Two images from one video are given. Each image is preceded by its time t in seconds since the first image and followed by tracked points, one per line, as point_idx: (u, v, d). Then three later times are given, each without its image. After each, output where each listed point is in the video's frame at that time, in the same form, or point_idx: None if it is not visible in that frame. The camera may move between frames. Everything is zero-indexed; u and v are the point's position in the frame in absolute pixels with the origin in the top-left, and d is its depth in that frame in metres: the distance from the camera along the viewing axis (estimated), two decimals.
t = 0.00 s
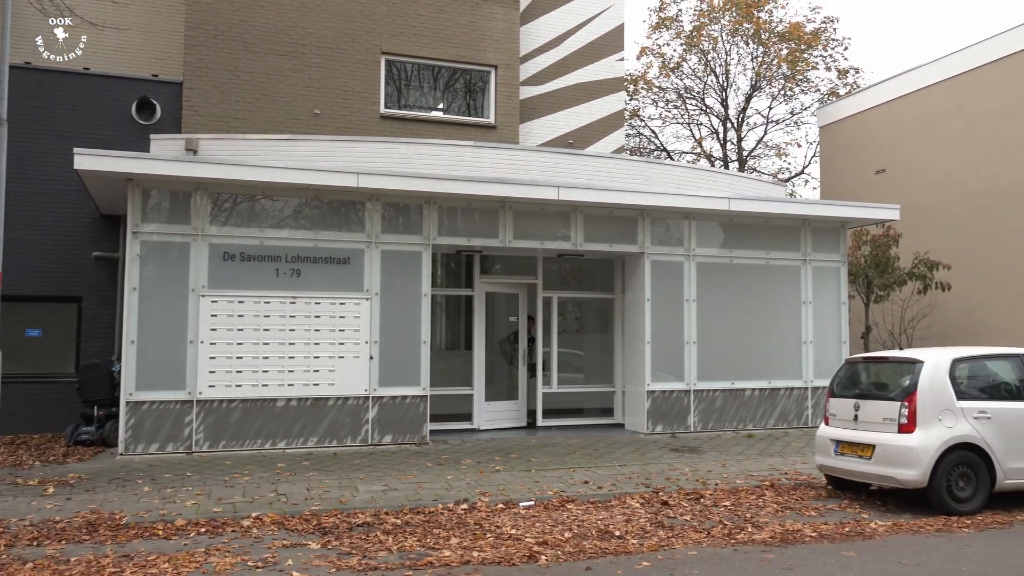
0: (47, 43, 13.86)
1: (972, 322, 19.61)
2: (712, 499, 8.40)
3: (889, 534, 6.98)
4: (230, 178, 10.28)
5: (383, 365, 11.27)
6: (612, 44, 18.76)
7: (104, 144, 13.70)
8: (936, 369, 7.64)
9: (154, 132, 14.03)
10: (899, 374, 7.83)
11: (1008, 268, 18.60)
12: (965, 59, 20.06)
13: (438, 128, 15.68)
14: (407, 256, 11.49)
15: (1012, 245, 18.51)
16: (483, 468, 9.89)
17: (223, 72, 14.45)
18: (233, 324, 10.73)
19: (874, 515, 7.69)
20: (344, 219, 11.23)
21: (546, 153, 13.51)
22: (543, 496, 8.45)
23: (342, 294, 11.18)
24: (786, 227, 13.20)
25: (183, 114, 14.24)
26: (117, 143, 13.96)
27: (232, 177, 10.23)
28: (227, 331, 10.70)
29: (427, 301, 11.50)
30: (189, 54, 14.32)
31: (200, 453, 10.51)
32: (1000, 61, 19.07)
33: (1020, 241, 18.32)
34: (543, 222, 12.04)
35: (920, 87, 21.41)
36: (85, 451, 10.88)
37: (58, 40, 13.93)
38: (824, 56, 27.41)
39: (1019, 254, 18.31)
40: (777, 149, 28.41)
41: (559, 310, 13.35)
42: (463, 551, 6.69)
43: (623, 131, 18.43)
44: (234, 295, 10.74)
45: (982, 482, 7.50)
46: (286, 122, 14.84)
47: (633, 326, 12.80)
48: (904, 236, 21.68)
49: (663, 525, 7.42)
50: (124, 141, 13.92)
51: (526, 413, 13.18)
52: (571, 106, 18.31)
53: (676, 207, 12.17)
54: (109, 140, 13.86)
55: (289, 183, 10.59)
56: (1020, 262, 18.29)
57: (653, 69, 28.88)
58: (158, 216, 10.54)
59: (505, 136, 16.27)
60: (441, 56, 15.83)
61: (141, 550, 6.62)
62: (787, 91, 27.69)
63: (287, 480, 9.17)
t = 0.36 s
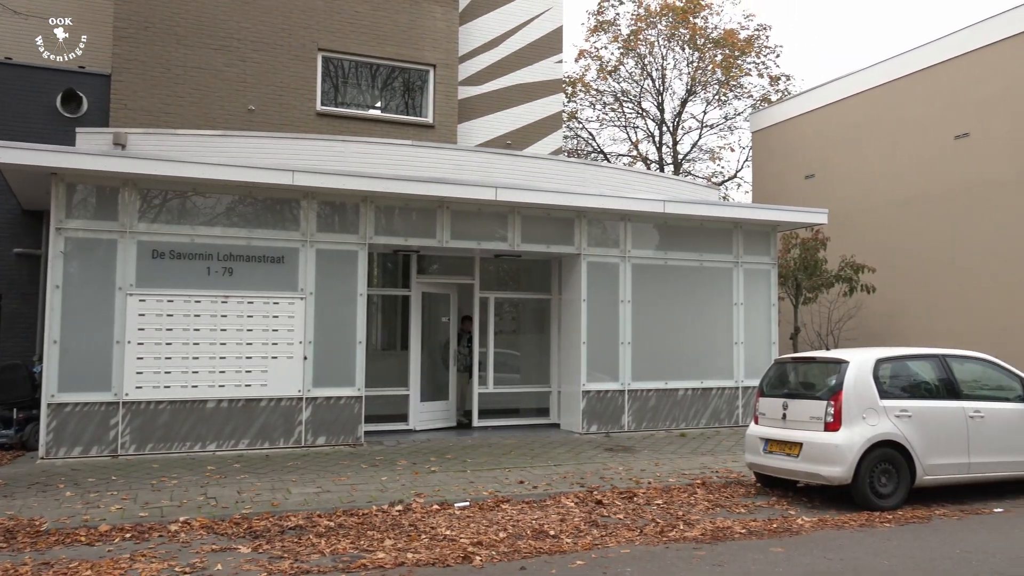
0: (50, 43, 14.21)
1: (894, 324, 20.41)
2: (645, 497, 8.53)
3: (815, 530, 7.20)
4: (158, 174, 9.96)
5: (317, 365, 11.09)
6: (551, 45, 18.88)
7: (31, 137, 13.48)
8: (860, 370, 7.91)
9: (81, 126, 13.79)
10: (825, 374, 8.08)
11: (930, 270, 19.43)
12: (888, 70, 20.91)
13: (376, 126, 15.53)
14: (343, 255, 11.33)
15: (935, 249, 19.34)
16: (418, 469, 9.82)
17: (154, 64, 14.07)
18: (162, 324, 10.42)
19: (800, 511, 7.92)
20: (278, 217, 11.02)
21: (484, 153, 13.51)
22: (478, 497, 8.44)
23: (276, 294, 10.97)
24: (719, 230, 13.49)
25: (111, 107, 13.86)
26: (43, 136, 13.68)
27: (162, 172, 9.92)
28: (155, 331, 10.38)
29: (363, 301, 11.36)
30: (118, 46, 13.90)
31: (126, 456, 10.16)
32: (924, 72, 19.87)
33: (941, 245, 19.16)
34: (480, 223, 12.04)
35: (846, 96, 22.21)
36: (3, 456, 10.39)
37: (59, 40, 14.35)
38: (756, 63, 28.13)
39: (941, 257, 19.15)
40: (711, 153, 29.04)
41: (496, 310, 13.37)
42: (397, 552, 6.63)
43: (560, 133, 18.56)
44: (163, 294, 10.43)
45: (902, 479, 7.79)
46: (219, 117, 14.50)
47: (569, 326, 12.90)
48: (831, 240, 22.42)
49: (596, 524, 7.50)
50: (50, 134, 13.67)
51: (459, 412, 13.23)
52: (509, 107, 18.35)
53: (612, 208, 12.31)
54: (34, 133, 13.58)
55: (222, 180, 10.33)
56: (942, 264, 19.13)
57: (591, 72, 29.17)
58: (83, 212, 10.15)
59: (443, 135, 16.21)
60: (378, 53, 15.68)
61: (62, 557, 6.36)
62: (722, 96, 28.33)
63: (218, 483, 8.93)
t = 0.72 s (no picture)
0: (47, 43, 13.40)
1: (824, 324, 21.02)
2: (583, 497, 8.59)
3: (749, 526, 7.36)
4: (87, 168, 9.59)
5: (252, 366, 10.85)
6: (491, 46, 18.87)
7: None
8: (791, 369, 8.12)
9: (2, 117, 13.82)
10: (759, 373, 8.26)
11: (860, 271, 20.07)
12: (819, 78, 21.55)
13: (314, 124, 15.28)
14: (280, 254, 11.11)
15: (864, 250, 19.98)
16: (356, 471, 9.69)
17: (83, 56, 13.68)
18: (90, 323, 10.05)
19: (734, 509, 8.09)
20: (213, 214, 10.74)
21: (424, 153, 13.42)
22: (416, 498, 8.37)
23: (210, 293, 10.68)
24: (657, 232, 13.68)
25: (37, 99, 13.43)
26: None
27: (90, 167, 9.55)
28: (83, 331, 10.00)
29: (300, 300, 11.16)
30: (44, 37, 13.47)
31: (51, 460, 9.76)
32: (855, 79, 20.52)
33: (871, 247, 19.81)
34: (420, 223, 11.95)
35: (779, 102, 22.81)
36: None
37: (58, 40, 13.51)
38: (693, 68, 28.64)
39: (870, 259, 19.80)
40: (649, 156, 29.44)
41: (435, 311, 13.29)
42: (334, 555, 6.52)
43: (501, 134, 18.57)
44: (92, 293, 10.06)
45: (831, 476, 8.02)
46: (151, 112, 14.10)
47: (509, 327, 12.91)
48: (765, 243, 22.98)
49: (535, 524, 7.51)
50: None
51: (401, 413, 13.02)
52: (450, 107, 18.28)
53: (551, 210, 12.37)
54: None
55: (154, 176, 10.01)
56: (871, 265, 19.79)
57: (531, 73, 29.26)
58: (6, 207, 9.73)
59: (383, 134, 16.05)
60: (317, 50, 15.43)
61: None
62: (659, 100, 28.75)
63: (148, 487, 8.65)
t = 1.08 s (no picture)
0: (47, 43, 13.47)
1: (766, 324, 21.47)
2: (528, 496, 8.61)
3: (692, 524, 7.47)
4: (18, 162, 9.24)
5: (193, 366, 10.59)
6: (439, 45, 18.79)
7: None
8: (733, 370, 8.27)
9: None
10: (703, 373, 8.40)
11: (801, 273, 20.54)
12: (762, 83, 22.00)
13: (258, 120, 15.01)
14: (222, 252, 10.87)
15: (805, 252, 20.46)
16: (299, 473, 9.54)
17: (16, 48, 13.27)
18: (22, 323, 9.70)
19: (677, 507, 8.20)
20: (152, 211, 10.45)
21: (371, 152, 13.30)
22: (361, 500, 8.29)
23: (149, 291, 10.40)
24: (602, 233, 13.79)
25: None
26: None
27: (22, 161, 9.21)
28: (15, 331, 9.65)
29: (243, 300, 10.93)
30: None
31: None
32: (796, 85, 20.99)
33: (811, 249, 20.29)
34: (365, 222, 11.82)
35: (722, 106, 23.24)
36: None
37: (58, 40, 13.56)
38: (639, 71, 28.97)
39: (810, 261, 20.28)
40: (595, 157, 29.68)
41: (381, 311, 13.17)
42: (276, 558, 6.41)
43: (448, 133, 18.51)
44: (23, 291, 9.71)
45: (772, 474, 8.19)
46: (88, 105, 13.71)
47: (455, 327, 12.88)
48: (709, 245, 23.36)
49: (480, 524, 7.50)
50: None
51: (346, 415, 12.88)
52: (396, 105, 18.15)
53: (498, 210, 12.37)
54: None
55: (89, 171, 9.69)
56: (811, 267, 20.27)
57: (478, 73, 29.24)
58: None
59: (329, 132, 15.85)
60: (261, 45, 15.17)
61: None
62: (606, 102, 29.01)
63: (83, 491, 8.38)
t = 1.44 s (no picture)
0: (47, 43, 13.49)
1: (707, 325, 21.87)
2: (472, 497, 8.60)
3: (634, 523, 7.56)
4: None
5: (129, 367, 10.30)
6: (385, 43, 18.65)
7: None
8: (675, 370, 8.40)
9: None
10: (646, 373, 8.50)
11: (742, 274, 20.97)
12: (704, 87, 22.40)
13: (198, 116, 14.68)
14: (160, 250, 10.60)
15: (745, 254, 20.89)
16: (239, 475, 9.36)
17: None
18: None
19: (620, 506, 8.28)
20: (87, 207, 10.13)
21: (315, 149, 13.13)
22: (302, 502, 8.17)
23: (83, 290, 10.08)
24: (547, 234, 13.85)
25: None
26: None
27: None
28: None
29: (182, 299, 10.67)
30: None
31: None
32: (737, 90, 21.41)
33: (751, 251, 20.73)
34: (308, 220, 11.65)
35: (665, 109, 23.59)
36: None
37: (58, 40, 13.58)
38: (585, 73, 29.21)
39: (751, 263, 20.72)
40: (540, 158, 29.82)
41: (324, 311, 13.01)
42: (215, 562, 6.27)
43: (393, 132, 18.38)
44: None
45: (712, 473, 8.33)
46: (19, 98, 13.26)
47: (399, 327, 12.80)
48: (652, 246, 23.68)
49: (423, 525, 7.46)
50: None
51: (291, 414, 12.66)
52: (341, 103, 17.95)
53: (443, 210, 12.33)
54: None
55: (20, 166, 9.35)
56: (752, 269, 20.71)
57: (424, 73, 29.10)
58: None
59: (272, 129, 15.59)
60: (202, 39, 14.84)
61: None
62: (552, 104, 29.16)
63: (11, 496, 8.08)
